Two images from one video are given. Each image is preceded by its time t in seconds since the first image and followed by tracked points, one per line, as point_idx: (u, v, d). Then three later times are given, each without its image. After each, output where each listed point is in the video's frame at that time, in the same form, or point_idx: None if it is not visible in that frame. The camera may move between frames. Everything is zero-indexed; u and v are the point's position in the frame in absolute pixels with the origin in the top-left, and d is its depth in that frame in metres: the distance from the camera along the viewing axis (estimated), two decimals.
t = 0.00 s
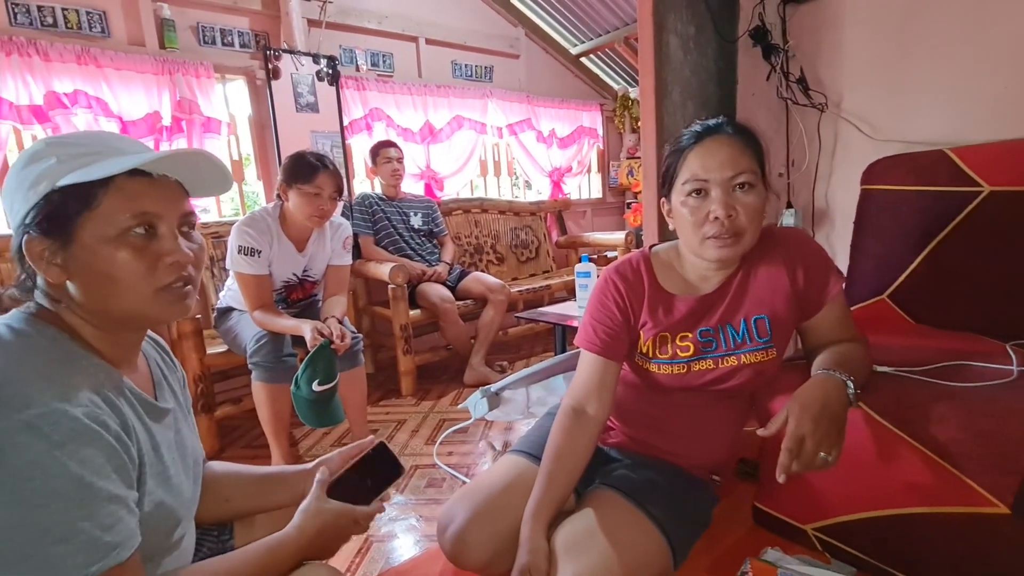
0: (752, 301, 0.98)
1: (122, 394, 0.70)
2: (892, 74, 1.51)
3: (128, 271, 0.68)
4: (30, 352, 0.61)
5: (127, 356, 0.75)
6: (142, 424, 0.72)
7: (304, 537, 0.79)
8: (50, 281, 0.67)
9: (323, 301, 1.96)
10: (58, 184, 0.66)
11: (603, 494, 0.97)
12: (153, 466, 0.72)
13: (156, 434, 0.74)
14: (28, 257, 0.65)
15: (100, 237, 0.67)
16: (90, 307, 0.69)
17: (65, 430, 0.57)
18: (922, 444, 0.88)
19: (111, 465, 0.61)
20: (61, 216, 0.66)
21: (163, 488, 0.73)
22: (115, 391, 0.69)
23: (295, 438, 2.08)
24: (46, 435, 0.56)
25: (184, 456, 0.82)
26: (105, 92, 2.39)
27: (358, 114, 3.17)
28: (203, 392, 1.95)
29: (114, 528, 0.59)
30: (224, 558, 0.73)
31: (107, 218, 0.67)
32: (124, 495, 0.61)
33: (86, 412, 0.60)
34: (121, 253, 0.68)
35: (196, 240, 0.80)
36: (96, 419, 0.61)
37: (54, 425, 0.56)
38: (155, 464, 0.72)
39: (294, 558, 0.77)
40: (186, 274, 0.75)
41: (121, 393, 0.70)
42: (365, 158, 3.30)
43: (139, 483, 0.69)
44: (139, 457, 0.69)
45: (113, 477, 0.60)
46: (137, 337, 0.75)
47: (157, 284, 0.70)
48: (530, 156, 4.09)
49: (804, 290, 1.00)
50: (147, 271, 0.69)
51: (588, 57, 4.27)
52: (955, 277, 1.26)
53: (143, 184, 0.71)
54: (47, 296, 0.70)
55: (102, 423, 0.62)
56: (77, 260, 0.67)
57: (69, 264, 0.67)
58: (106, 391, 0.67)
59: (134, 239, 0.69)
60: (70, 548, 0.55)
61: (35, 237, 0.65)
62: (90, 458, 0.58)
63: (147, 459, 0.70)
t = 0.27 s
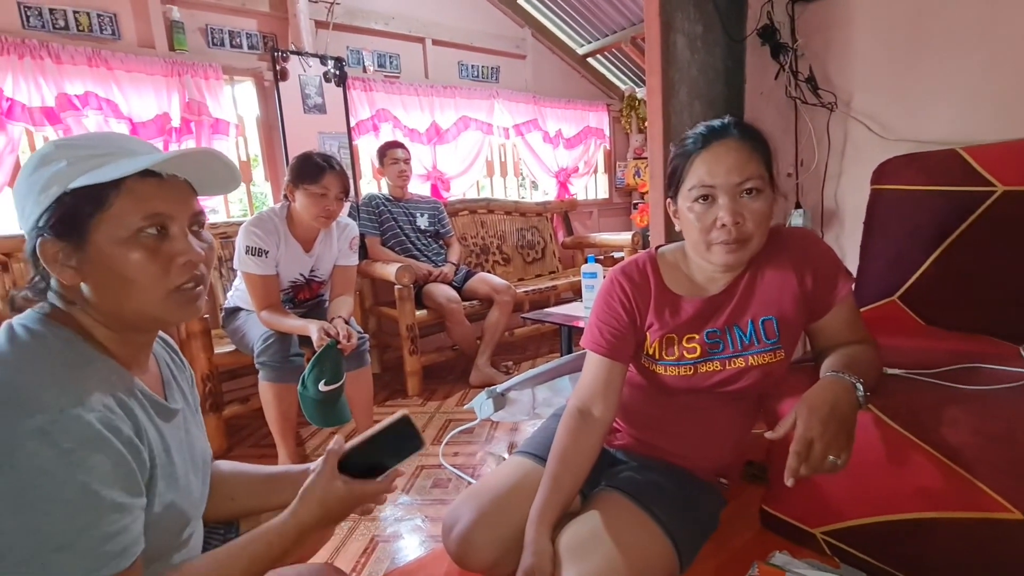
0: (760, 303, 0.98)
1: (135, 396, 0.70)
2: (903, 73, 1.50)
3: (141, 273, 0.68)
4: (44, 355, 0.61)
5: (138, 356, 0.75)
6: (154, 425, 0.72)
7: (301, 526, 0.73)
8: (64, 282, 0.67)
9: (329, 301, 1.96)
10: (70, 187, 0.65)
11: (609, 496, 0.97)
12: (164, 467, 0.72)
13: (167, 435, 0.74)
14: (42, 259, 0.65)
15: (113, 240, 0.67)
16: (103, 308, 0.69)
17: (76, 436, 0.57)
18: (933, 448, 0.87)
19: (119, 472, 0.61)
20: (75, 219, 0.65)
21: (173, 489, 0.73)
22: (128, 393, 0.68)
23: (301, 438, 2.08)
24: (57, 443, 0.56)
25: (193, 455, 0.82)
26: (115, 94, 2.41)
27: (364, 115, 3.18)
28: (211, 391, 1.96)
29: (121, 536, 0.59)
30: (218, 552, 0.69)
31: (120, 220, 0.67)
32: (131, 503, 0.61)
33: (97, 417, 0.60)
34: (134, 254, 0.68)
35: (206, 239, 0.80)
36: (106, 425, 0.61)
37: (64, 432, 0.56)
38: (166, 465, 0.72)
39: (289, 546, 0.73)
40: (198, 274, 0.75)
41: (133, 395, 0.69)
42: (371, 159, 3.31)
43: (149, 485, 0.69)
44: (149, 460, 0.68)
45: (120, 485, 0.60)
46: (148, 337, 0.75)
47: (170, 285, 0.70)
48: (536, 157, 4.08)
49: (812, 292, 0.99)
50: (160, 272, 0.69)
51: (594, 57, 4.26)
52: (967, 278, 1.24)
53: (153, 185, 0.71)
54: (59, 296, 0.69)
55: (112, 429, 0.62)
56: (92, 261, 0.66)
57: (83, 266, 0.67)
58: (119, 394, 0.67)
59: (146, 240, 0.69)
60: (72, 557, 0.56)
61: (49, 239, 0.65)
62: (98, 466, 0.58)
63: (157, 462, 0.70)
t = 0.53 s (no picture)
0: (770, 305, 0.96)
1: (144, 395, 0.69)
2: (914, 72, 1.48)
3: (157, 277, 0.68)
4: (54, 351, 0.61)
5: (151, 357, 0.75)
6: (161, 425, 0.71)
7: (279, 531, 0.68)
8: (81, 281, 0.67)
9: (335, 301, 1.96)
10: (96, 189, 0.65)
11: (615, 500, 0.96)
12: (170, 466, 0.71)
13: (174, 434, 0.74)
14: (61, 257, 0.65)
15: (132, 244, 0.67)
16: (119, 310, 0.68)
17: (77, 435, 0.56)
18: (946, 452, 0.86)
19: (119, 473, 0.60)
20: (98, 220, 0.66)
21: (180, 488, 0.73)
22: (137, 392, 0.68)
23: (307, 438, 2.08)
24: (57, 440, 0.55)
25: (202, 454, 0.81)
26: (124, 94, 2.42)
27: (370, 115, 3.18)
28: (217, 391, 1.96)
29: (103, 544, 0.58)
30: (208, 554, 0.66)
31: (141, 224, 0.67)
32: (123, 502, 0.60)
33: (101, 416, 0.59)
34: (152, 259, 0.67)
35: (223, 244, 0.80)
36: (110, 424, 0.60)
37: (66, 429, 0.56)
38: (172, 464, 0.71)
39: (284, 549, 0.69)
40: (212, 280, 0.74)
41: (143, 394, 0.69)
42: (377, 159, 3.31)
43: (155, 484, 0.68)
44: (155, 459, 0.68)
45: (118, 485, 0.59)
46: (160, 338, 0.75)
47: (184, 290, 0.70)
48: (542, 157, 4.07)
49: (823, 295, 0.98)
50: (176, 277, 0.69)
51: (600, 57, 4.25)
52: (979, 280, 1.22)
53: (178, 193, 0.71)
54: (74, 294, 0.69)
55: (116, 429, 0.61)
56: (110, 263, 0.66)
57: (100, 267, 0.66)
58: (129, 394, 0.66)
59: (164, 245, 0.69)
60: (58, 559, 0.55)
61: (69, 238, 0.65)
62: (97, 466, 0.57)
63: (163, 462, 0.69)
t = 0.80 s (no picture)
0: (779, 304, 0.95)
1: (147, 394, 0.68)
2: (924, 69, 1.46)
3: (164, 276, 0.67)
4: (56, 345, 0.60)
5: (157, 355, 0.75)
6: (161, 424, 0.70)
7: None
8: (88, 279, 0.66)
9: (339, 299, 1.95)
10: (104, 186, 0.65)
11: (620, 501, 0.95)
12: (167, 466, 0.70)
13: (174, 432, 0.73)
14: (68, 255, 0.65)
15: (139, 242, 0.66)
16: (126, 308, 0.68)
17: (53, 433, 0.55)
18: (957, 455, 0.85)
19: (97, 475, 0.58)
20: (105, 219, 0.65)
21: (178, 488, 0.72)
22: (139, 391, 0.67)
23: (311, 436, 2.08)
24: (31, 434, 0.54)
25: (206, 452, 0.80)
26: (129, 93, 2.42)
27: (375, 113, 3.17)
28: (221, 389, 1.96)
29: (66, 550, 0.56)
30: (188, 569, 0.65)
31: (149, 222, 0.67)
32: (103, 501, 0.59)
33: (85, 416, 0.58)
34: (159, 257, 0.67)
35: (229, 243, 0.79)
36: (95, 425, 0.59)
37: (42, 425, 0.55)
38: (169, 463, 0.71)
39: None
40: (219, 280, 0.73)
41: (147, 393, 0.68)
42: (382, 157, 3.30)
43: (150, 484, 0.68)
44: (150, 460, 0.67)
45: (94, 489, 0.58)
46: (167, 338, 0.74)
47: (191, 290, 0.69)
48: (547, 156, 4.06)
49: (832, 294, 0.97)
50: (184, 276, 0.68)
51: (605, 55, 4.23)
52: (989, 280, 1.21)
53: (186, 191, 0.70)
54: (82, 291, 0.68)
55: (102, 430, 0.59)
56: (116, 261, 0.66)
57: (107, 266, 0.66)
58: (131, 394, 0.65)
59: (172, 244, 0.68)
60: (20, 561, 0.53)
61: (77, 235, 0.64)
62: (71, 468, 0.56)
63: (159, 462, 0.68)
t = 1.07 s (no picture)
0: (787, 303, 0.94)
1: (142, 392, 0.68)
2: (933, 65, 1.45)
3: (161, 274, 0.66)
4: (48, 346, 0.60)
5: (156, 353, 0.74)
6: (156, 423, 0.70)
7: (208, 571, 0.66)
8: (84, 276, 0.66)
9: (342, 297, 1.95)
10: (98, 182, 0.64)
11: (624, 500, 0.94)
12: (160, 466, 0.70)
13: (170, 432, 0.72)
14: (63, 251, 0.64)
15: (135, 239, 0.65)
16: (123, 306, 0.67)
17: (33, 433, 0.54)
18: (965, 455, 0.84)
19: (78, 477, 0.57)
20: (101, 214, 0.65)
21: (172, 487, 0.71)
22: (134, 390, 0.66)
23: (314, 433, 2.08)
24: (9, 432, 0.53)
25: (205, 450, 0.80)
26: (133, 90, 2.41)
27: (378, 111, 3.17)
28: (225, 386, 1.96)
29: (47, 550, 0.56)
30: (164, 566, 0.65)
31: (146, 219, 0.66)
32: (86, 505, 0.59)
33: (69, 417, 0.57)
34: (155, 255, 0.66)
35: (229, 241, 0.78)
36: (79, 426, 0.58)
37: (23, 424, 0.54)
38: (162, 463, 0.70)
39: None
40: (217, 278, 0.73)
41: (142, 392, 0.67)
42: (385, 154, 3.30)
43: (142, 484, 0.67)
44: (142, 460, 0.66)
45: (74, 491, 0.57)
46: (165, 336, 0.74)
47: (188, 289, 0.69)
48: (550, 153, 4.05)
49: (839, 293, 0.96)
50: (181, 276, 0.68)
51: (609, 51, 4.21)
52: (998, 279, 1.20)
53: (183, 188, 0.69)
54: (79, 289, 0.68)
55: (87, 430, 0.58)
56: (113, 258, 0.65)
57: (103, 263, 0.65)
58: (124, 394, 0.64)
59: (168, 242, 0.67)
60: None
61: (72, 232, 0.64)
62: (48, 469, 0.55)
63: (152, 464, 0.67)
